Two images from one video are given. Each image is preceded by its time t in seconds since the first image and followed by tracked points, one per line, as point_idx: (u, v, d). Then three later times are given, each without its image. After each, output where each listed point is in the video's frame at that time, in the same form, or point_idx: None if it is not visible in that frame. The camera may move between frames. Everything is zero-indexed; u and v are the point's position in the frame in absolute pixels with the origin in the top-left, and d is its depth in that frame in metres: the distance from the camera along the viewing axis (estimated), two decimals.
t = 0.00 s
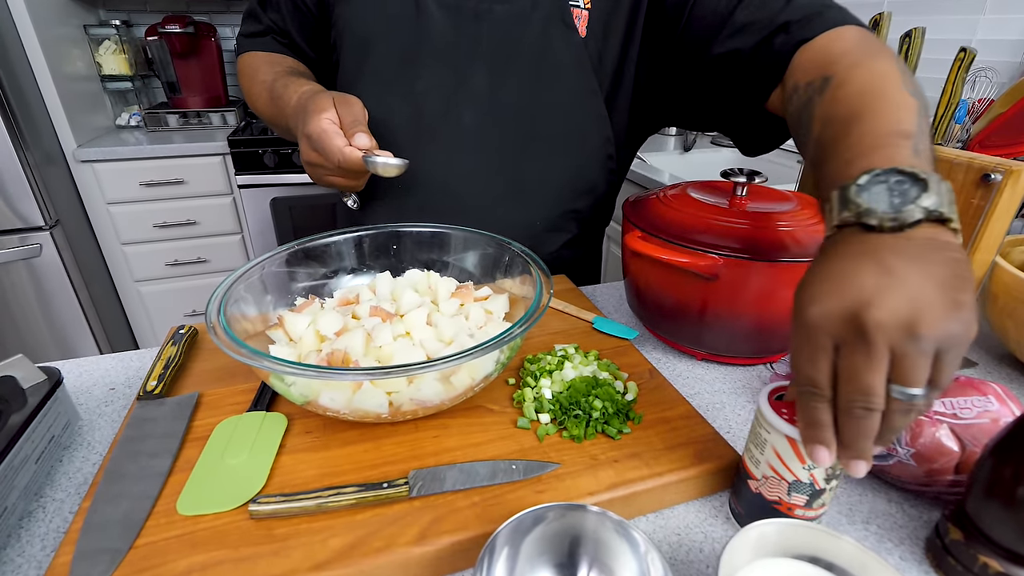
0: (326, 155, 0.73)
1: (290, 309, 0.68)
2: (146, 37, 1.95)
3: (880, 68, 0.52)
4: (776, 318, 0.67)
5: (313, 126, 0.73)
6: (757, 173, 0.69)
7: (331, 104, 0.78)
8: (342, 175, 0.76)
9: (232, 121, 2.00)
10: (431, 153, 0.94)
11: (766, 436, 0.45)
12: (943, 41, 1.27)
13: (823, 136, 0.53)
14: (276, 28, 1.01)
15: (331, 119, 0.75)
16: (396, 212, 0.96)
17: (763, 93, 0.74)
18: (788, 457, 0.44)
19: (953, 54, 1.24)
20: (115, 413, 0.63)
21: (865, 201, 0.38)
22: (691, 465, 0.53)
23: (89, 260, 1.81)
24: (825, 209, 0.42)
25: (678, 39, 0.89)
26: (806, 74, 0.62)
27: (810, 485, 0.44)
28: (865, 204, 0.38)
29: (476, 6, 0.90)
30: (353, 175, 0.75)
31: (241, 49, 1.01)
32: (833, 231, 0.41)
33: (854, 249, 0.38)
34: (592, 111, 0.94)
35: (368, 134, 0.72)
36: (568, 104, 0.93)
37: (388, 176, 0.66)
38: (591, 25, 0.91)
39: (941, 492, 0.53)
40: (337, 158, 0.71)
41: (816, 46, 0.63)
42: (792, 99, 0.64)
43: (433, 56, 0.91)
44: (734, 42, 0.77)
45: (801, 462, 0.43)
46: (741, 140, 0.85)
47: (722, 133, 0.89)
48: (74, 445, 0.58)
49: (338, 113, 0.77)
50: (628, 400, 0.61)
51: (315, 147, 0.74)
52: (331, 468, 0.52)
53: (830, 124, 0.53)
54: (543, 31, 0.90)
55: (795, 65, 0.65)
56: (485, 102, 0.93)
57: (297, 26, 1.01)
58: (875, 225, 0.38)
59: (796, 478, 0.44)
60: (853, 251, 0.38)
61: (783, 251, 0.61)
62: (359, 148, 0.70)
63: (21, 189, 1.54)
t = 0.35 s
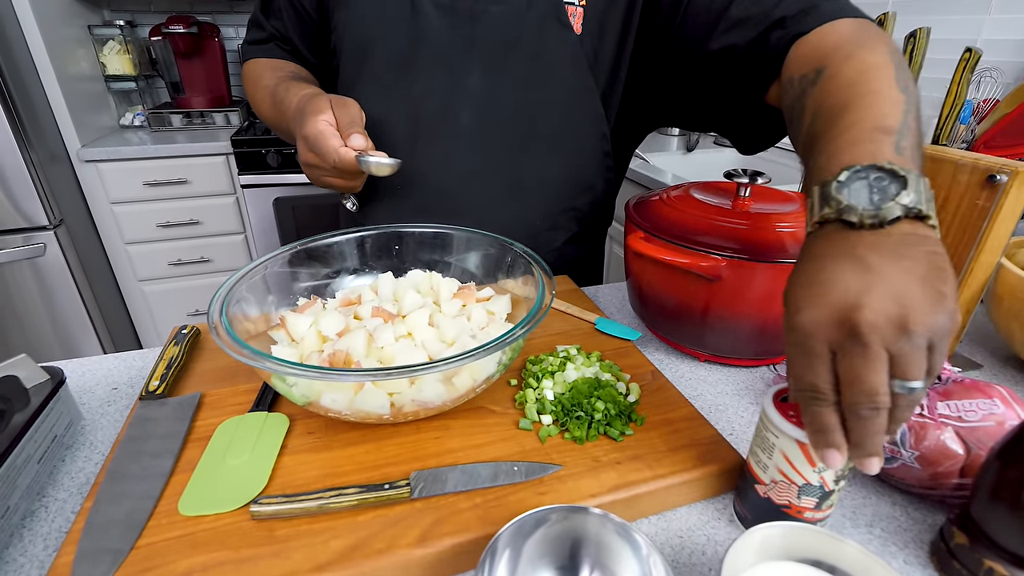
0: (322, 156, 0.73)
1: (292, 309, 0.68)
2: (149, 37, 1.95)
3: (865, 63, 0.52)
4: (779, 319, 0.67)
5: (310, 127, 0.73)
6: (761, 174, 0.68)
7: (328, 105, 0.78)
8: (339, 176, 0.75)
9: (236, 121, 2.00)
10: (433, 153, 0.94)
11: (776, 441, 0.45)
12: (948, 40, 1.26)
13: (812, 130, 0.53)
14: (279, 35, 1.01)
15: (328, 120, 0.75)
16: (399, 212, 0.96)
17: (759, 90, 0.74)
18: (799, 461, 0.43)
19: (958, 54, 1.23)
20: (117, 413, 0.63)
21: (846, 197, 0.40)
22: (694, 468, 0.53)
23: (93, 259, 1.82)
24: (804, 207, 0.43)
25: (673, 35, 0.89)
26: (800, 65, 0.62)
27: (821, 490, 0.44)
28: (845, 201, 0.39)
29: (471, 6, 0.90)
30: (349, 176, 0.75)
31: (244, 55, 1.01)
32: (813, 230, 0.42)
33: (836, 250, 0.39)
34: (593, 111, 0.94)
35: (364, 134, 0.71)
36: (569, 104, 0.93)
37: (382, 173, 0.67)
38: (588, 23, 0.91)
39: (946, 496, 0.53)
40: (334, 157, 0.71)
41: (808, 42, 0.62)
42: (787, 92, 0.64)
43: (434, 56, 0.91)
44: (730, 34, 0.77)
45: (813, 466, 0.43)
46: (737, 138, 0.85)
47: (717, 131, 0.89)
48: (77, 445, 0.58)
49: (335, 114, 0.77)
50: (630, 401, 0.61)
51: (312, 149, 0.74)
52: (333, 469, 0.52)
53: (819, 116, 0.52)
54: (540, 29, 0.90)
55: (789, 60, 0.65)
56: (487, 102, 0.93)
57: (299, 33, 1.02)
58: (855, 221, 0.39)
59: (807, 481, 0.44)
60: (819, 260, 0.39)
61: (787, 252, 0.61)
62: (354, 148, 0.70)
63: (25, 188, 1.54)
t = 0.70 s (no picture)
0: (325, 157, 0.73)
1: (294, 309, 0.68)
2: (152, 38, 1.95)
3: (884, 88, 0.52)
4: (782, 320, 0.67)
5: (312, 128, 0.74)
6: (764, 174, 0.68)
7: (329, 105, 0.78)
8: (342, 176, 0.76)
9: (239, 122, 2.01)
10: (435, 154, 0.94)
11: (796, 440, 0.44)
12: (951, 40, 1.26)
13: (841, 149, 0.52)
14: (281, 38, 1.01)
15: (329, 120, 0.75)
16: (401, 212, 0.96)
17: (768, 98, 0.74)
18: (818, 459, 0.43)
19: (963, 53, 1.23)
20: (121, 413, 0.63)
21: (922, 223, 0.36)
22: (697, 468, 0.53)
23: (96, 260, 1.82)
24: (869, 221, 0.39)
25: (678, 39, 0.89)
26: (816, 78, 0.62)
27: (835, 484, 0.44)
28: (921, 227, 0.36)
29: (471, 6, 0.89)
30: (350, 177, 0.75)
31: (247, 59, 1.01)
32: (875, 244, 0.38)
33: (898, 275, 0.36)
34: (595, 110, 0.94)
35: (366, 135, 0.71)
36: (571, 104, 0.93)
37: (383, 186, 0.66)
38: (587, 23, 0.91)
39: (950, 497, 0.52)
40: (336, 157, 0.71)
41: (823, 51, 0.63)
42: (799, 103, 0.64)
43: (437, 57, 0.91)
44: (739, 41, 0.77)
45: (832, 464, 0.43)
46: (743, 143, 0.85)
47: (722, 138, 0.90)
48: (80, 445, 0.59)
49: (336, 114, 0.77)
50: (633, 401, 0.61)
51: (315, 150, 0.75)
52: (335, 469, 0.52)
53: (848, 130, 0.52)
54: (540, 27, 0.90)
55: (801, 70, 0.66)
56: (489, 102, 0.93)
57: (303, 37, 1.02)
58: (927, 250, 0.35)
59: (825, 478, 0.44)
60: (868, 289, 0.36)
61: (790, 252, 0.61)
62: (355, 151, 0.69)
63: (28, 188, 1.55)
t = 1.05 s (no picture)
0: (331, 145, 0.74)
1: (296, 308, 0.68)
2: (154, 37, 1.95)
3: (880, 83, 0.56)
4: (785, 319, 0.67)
5: (317, 115, 0.74)
6: (765, 173, 0.68)
7: (341, 97, 0.78)
8: (339, 166, 0.77)
9: (240, 121, 2.01)
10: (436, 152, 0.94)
11: (857, 343, 0.31)
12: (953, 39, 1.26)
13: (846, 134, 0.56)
14: (277, 29, 1.01)
15: (336, 109, 0.74)
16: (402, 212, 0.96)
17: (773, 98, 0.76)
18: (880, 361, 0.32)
19: (965, 52, 1.22)
20: (122, 412, 0.63)
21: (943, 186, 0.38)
22: (699, 468, 0.53)
23: (98, 259, 1.82)
24: (889, 182, 0.42)
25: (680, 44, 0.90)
26: (818, 74, 0.66)
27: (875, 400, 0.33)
28: (941, 186, 0.37)
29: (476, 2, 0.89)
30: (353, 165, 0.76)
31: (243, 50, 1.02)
32: (893, 200, 0.39)
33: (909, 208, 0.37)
34: (597, 109, 0.94)
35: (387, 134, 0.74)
36: (573, 103, 0.93)
37: (433, 168, 0.84)
38: (593, 20, 0.91)
39: (952, 497, 0.52)
40: (343, 147, 0.73)
41: (822, 51, 0.67)
42: (801, 97, 0.68)
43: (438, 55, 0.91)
44: (747, 42, 0.77)
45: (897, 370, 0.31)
46: (739, 146, 0.88)
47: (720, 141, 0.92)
48: (82, 444, 0.59)
49: (346, 107, 0.76)
50: (634, 401, 0.61)
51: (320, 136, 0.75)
52: (336, 469, 0.52)
53: (852, 118, 0.56)
54: (545, 23, 0.90)
55: (801, 70, 0.69)
56: (491, 100, 0.93)
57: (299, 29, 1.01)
58: (945, 204, 0.36)
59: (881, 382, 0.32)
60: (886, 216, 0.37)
61: (792, 251, 0.60)
62: (376, 142, 0.72)
63: (30, 188, 1.55)
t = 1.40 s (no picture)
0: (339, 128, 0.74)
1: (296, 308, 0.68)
2: (154, 37, 1.96)
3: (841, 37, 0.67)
4: (785, 319, 0.67)
5: (327, 96, 0.73)
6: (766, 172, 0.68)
7: (346, 76, 0.77)
8: (348, 152, 0.76)
9: (240, 120, 2.01)
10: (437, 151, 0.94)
11: None
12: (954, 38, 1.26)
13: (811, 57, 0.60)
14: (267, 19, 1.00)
15: (346, 91, 0.74)
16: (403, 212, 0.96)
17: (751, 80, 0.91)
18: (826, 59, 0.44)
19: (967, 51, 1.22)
20: (122, 412, 0.63)
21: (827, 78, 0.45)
22: (699, 468, 0.52)
23: (99, 258, 1.82)
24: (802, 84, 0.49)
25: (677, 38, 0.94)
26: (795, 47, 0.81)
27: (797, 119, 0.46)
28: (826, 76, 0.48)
29: None
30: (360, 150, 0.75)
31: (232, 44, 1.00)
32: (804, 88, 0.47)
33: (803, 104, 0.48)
34: (602, 101, 0.94)
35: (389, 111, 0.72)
36: (574, 101, 0.93)
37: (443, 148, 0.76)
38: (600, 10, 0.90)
39: (952, 497, 0.52)
40: (352, 130, 0.72)
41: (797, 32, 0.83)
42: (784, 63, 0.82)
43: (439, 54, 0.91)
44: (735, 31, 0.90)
45: (832, 71, 0.44)
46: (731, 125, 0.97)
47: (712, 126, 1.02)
48: (82, 444, 0.59)
49: (353, 87, 0.76)
50: (634, 401, 0.61)
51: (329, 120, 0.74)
52: (336, 469, 0.52)
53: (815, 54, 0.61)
54: (552, 16, 0.89)
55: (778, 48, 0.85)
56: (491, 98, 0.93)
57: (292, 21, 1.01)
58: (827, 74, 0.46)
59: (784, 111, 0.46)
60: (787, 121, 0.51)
61: (792, 250, 0.61)
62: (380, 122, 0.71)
63: (31, 187, 1.55)
